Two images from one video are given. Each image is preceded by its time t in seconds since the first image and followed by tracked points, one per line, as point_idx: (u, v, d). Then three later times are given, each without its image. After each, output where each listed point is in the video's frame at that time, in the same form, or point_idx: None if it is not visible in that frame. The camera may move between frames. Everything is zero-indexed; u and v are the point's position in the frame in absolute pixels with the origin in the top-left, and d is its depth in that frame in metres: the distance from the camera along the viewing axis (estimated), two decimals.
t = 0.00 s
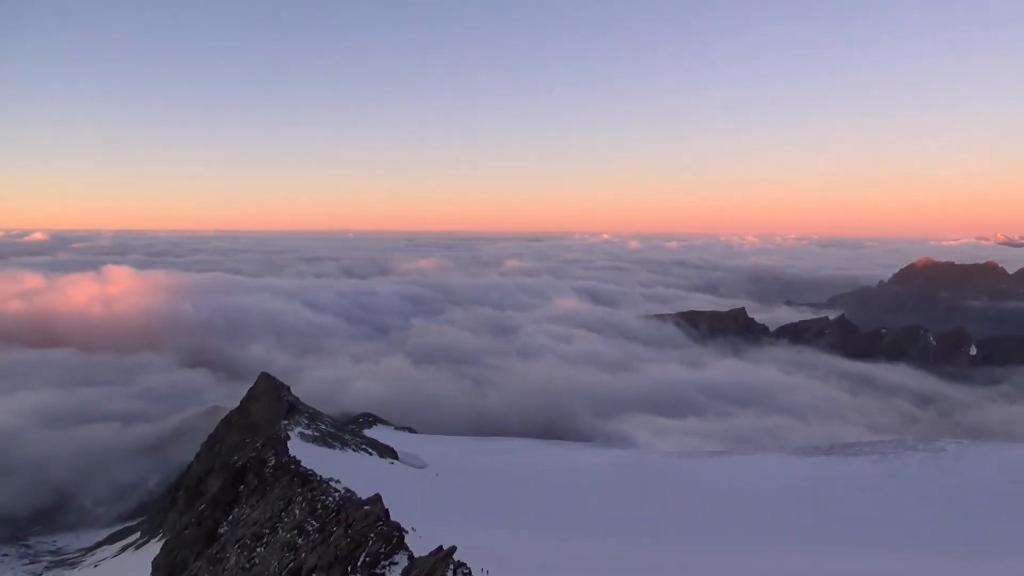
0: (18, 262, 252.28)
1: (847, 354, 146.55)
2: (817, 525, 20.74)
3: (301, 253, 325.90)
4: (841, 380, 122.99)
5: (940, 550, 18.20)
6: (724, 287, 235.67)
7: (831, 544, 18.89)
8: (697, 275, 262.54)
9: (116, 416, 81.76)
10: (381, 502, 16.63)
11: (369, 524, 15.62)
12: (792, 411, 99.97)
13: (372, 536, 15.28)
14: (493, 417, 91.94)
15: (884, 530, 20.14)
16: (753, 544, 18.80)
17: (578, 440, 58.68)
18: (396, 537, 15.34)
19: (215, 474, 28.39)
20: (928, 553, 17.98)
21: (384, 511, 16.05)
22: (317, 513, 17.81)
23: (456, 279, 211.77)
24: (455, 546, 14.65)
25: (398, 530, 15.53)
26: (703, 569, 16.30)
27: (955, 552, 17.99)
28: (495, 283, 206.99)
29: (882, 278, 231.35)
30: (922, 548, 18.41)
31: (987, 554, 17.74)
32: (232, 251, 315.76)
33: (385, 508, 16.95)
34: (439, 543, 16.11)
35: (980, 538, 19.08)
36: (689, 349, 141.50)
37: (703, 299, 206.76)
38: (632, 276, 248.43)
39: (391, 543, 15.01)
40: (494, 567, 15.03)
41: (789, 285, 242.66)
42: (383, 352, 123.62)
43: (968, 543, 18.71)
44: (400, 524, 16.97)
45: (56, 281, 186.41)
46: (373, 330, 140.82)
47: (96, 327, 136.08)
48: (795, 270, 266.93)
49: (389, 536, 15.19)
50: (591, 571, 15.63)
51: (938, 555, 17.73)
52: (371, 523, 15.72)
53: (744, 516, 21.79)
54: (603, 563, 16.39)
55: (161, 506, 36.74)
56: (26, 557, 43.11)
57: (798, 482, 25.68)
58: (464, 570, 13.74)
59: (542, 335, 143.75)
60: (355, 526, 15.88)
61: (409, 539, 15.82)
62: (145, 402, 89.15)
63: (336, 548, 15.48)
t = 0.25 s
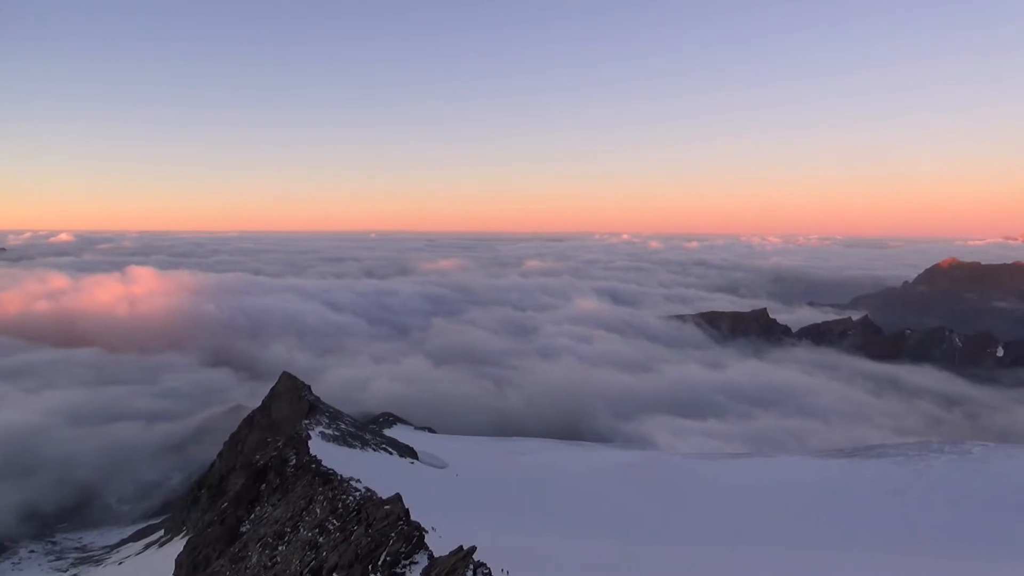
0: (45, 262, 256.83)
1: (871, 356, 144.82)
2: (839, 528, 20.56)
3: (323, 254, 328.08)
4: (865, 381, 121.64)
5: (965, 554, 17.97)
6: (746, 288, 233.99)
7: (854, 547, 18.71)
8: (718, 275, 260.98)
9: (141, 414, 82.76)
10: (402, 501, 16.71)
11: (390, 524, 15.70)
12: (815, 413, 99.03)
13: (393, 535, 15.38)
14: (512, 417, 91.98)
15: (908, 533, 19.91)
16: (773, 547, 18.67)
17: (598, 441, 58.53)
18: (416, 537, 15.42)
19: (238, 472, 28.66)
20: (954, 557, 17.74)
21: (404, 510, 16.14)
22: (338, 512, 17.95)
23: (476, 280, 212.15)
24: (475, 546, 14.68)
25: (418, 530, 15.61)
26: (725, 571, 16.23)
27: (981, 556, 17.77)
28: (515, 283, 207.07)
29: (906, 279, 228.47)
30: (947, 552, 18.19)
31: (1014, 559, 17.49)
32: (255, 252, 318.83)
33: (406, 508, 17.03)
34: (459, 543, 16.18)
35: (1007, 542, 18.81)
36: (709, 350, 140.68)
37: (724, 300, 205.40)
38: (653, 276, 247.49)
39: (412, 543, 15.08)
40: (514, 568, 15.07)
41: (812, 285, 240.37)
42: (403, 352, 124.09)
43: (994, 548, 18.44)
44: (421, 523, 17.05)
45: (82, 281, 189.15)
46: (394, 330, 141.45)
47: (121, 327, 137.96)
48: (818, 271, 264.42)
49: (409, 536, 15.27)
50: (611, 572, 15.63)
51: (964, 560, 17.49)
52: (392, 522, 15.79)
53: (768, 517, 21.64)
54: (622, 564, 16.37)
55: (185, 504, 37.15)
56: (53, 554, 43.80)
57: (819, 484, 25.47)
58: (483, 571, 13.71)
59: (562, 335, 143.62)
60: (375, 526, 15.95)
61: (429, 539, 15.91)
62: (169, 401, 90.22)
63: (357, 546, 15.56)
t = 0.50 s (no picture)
0: (76, 262, 261.54)
1: (899, 356, 142.74)
2: (868, 531, 20.20)
3: (348, 254, 330.42)
4: (893, 383, 119.90)
5: (998, 559, 17.57)
6: (771, 288, 231.89)
7: (885, 551, 18.38)
8: (743, 275, 258.83)
9: (168, 413, 83.78)
10: (426, 501, 16.69)
11: (414, 523, 15.67)
12: (842, 415, 97.80)
13: (417, 534, 15.33)
14: (535, 416, 91.87)
15: (940, 537, 19.51)
16: (800, 550, 18.39)
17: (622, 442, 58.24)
18: (440, 536, 15.37)
19: (263, 471, 28.86)
20: (987, 563, 17.33)
21: (428, 510, 16.10)
22: (363, 511, 17.96)
23: (499, 280, 212.37)
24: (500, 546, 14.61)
25: (442, 529, 15.58)
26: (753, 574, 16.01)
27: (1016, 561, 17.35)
28: (538, 283, 206.97)
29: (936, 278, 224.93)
30: (980, 557, 17.79)
31: None
32: (280, 252, 322.06)
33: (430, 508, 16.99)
34: (483, 543, 16.12)
35: None
36: (734, 350, 139.55)
37: (749, 300, 203.66)
38: (677, 276, 246.12)
39: (436, 542, 15.02)
40: (539, 568, 14.98)
41: (839, 285, 237.48)
42: (427, 352, 124.48)
43: None
44: (445, 523, 17.02)
45: (111, 282, 192.13)
46: (417, 330, 141.96)
47: (149, 326, 139.93)
48: (845, 271, 261.23)
49: (433, 535, 15.23)
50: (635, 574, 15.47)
51: (999, 565, 17.09)
52: (416, 521, 15.75)
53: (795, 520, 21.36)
54: (647, 565, 16.21)
55: (211, 502, 37.53)
56: (83, 550, 44.46)
57: (847, 486, 25.09)
58: (508, 570, 13.61)
59: (585, 336, 143.28)
60: (400, 525, 15.94)
61: (453, 538, 15.85)
62: (196, 400, 91.31)
63: (382, 545, 15.53)
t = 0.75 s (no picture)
0: (101, 263, 265.82)
1: (924, 357, 141.02)
2: (888, 534, 20.11)
3: (368, 254, 332.38)
4: (918, 384, 118.46)
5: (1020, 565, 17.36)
6: (793, 288, 230.11)
7: (905, 555, 18.26)
8: (765, 275, 257.05)
9: (192, 412, 84.80)
10: (445, 500, 16.82)
11: (433, 523, 15.78)
12: (865, 417, 96.80)
13: (436, 534, 15.45)
14: (555, 417, 91.87)
15: (961, 541, 19.35)
16: (820, 553, 18.29)
17: (641, 443, 58.10)
18: (460, 536, 15.48)
19: (285, 469, 29.17)
20: (1008, 569, 17.14)
21: (448, 509, 16.20)
22: (382, 510, 18.15)
23: (519, 280, 212.57)
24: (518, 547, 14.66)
25: (461, 529, 15.68)
26: None
27: None
28: (558, 284, 206.86)
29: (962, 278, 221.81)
30: (1003, 563, 17.59)
31: None
32: (302, 253, 325.03)
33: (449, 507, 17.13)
34: (502, 543, 16.20)
35: None
36: (756, 351, 138.63)
37: (771, 300, 202.25)
38: (697, 277, 245.01)
39: (455, 541, 15.17)
40: (558, 569, 15.03)
41: (862, 285, 234.99)
42: (447, 352, 124.88)
43: None
44: (464, 522, 17.13)
45: (136, 282, 194.72)
46: (437, 330, 142.45)
47: (173, 326, 141.66)
48: (869, 271, 258.47)
49: (453, 535, 15.34)
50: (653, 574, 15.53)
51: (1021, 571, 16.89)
52: (435, 521, 15.90)
53: (814, 522, 21.29)
54: (665, 567, 16.23)
55: (233, 500, 37.97)
56: (108, 547, 45.13)
57: (869, 490, 24.90)
58: (526, 571, 13.70)
59: (605, 336, 143.01)
60: (419, 524, 16.06)
61: (472, 538, 15.98)
62: (219, 399, 92.34)
63: (401, 544, 15.65)
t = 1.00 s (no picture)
0: (126, 263, 269.29)
1: (950, 360, 138.87)
2: (917, 540, 19.65)
3: (390, 255, 333.86)
4: (944, 387, 116.66)
5: None
6: (816, 290, 227.76)
7: (935, 561, 17.83)
8: (788, 276, 254.70)
9: (215, 411, 85.47)
10: (466, 500, 16.65)
11: (453, 523, 15.61)
12: (890, 420, 95.49)
13: (457, 534, 15.27)
14: (575, 418, 91.52)
15: (992, 547, 18.87)
16: (846, 558, 17.93)
17: (663, 446, 57.66)
18: (480, 537, 15.32)
19: (306, 469, 29.16)
20: None
21: (468, 509, 16.03)
22: (403, 510, 18.04)
23: (540, 281, 212.29)
24: (539, 548, 14.45)
25: (482, 529, 15.52)
26: None
27: None
28: (578, 284, 206.35)
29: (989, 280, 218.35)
30: None
31: None
32: (324, 253, 327.10)
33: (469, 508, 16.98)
34: (522, 544, 16.01)
35: None
36: (779, 352, 137.28)
37: (794, 302, 200.29)
38: (719, 278, 243.38)
39: (475, 542, 15.00)
40: (579, 571, 14.81)
41: (887, 287, 232.07)
42: (467, 353, 124.91)
43: None
44: (484, 523, 16.97)
45: (160, 282, 196.94)
46: (457, 330, 142.54)
47: (197, 325, 143.03)
48: (894, 272, 255.27)
49: (474, 536, 15.17)
50: None
51: None
52: (456, 521, 15.73)
53: (841, 526, 20.91)
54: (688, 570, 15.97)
55: (255, 498, 38.09)
56: (131, 543, 45.49)
57: (896, 494, 24.40)
58: (547, 572, 13.48)
59: (626, 337, 142.34)
60: (439, 524, 15.90)
61: (492, 538, 15.80)
62: (241, 398, 93.00)
63: (422, 544, 15.50)
